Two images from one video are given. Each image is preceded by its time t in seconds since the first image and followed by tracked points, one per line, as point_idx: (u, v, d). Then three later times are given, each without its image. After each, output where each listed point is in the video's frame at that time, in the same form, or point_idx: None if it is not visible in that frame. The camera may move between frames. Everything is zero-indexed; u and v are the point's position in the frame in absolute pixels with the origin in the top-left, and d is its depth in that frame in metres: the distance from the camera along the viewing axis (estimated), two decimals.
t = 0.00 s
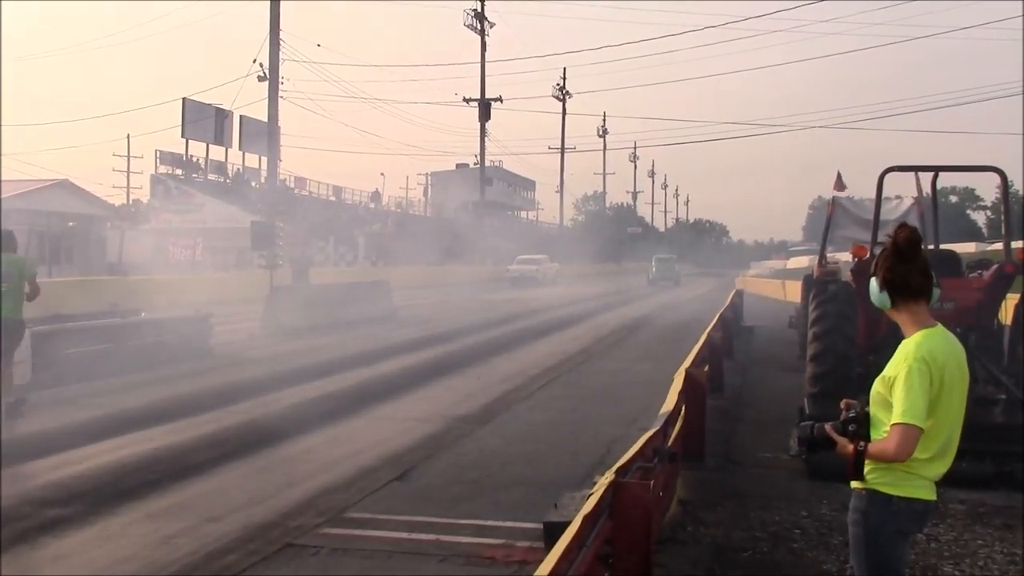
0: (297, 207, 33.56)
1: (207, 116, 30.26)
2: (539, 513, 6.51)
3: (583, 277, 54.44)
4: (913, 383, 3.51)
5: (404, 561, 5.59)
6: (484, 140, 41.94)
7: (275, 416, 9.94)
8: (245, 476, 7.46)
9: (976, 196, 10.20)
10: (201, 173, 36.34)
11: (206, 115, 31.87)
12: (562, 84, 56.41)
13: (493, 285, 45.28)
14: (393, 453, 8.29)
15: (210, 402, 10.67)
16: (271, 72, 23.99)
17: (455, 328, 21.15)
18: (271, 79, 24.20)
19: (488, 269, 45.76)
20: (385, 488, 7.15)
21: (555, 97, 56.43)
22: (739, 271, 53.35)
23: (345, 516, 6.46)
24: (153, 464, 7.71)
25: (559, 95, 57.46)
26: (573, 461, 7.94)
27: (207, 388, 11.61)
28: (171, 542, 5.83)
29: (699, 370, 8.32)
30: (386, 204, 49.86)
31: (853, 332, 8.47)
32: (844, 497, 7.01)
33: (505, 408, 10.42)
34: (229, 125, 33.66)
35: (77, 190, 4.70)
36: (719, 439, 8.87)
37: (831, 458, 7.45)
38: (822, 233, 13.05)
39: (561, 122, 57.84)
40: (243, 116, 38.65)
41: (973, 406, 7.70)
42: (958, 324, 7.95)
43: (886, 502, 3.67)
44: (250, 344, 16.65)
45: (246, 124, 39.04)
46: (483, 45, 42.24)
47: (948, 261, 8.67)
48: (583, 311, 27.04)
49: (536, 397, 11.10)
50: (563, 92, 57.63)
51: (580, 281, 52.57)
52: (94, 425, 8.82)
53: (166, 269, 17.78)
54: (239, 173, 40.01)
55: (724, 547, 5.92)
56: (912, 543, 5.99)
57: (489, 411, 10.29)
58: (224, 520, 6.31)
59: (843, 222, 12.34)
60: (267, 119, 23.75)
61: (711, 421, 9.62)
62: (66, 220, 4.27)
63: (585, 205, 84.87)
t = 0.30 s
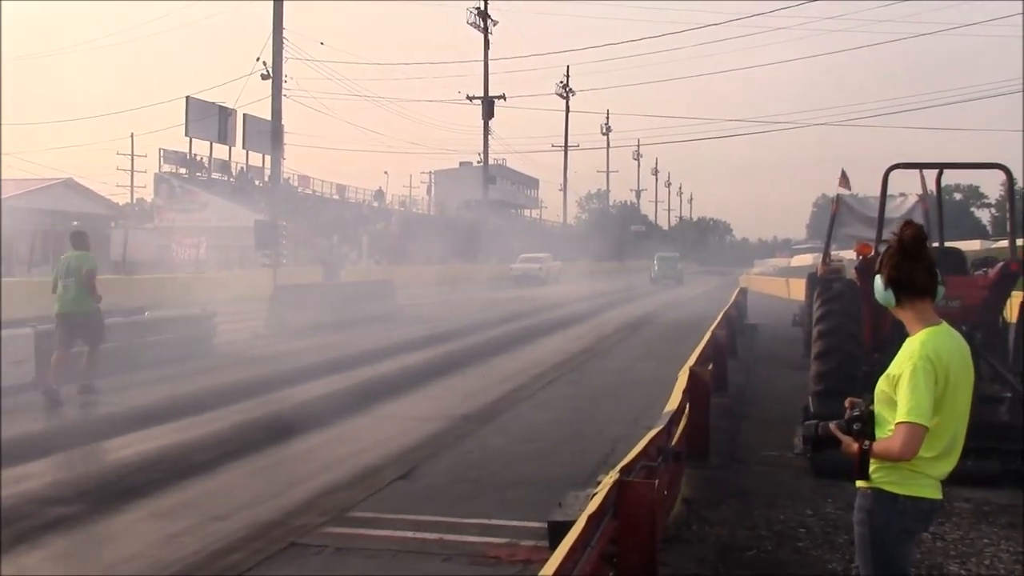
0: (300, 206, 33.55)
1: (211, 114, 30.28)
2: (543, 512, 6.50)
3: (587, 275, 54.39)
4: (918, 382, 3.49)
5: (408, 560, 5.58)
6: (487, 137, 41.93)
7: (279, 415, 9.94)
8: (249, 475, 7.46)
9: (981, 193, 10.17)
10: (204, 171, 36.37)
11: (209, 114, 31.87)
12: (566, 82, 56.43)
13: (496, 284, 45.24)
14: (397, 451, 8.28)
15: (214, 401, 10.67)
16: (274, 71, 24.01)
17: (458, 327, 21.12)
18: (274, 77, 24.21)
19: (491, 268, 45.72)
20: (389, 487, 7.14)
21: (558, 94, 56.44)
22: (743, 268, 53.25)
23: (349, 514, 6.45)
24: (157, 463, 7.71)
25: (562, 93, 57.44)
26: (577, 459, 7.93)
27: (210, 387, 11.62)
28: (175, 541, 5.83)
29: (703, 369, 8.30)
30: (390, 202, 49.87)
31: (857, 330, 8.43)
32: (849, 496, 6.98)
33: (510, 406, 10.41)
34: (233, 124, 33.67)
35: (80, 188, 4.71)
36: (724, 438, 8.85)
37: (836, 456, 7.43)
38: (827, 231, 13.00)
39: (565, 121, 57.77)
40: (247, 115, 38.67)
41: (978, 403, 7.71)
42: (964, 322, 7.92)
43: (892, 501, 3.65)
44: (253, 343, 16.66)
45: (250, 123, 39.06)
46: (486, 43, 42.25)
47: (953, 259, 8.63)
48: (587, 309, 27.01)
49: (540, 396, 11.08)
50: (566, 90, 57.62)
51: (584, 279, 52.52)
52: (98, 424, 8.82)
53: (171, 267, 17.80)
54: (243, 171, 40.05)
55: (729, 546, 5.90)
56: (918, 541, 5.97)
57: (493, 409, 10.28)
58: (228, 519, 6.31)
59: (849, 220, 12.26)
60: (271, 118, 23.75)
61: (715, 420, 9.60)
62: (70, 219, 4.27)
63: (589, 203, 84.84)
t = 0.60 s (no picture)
0: (307, 205, 33.57)
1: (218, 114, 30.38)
2: (553, 510, 6.50)
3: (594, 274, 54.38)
4: (928, 381, 3.49)
5: (419, 558, 5.59)
6: (493, 135, 41.93)
7: (288, 413, 9.97)
8: (259, 473, 7.48)
9: (989, 190, 10.12)
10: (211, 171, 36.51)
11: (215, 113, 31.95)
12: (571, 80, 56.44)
13: (503, 282, 45.23)
14: (406, 449, 8.30)
15: (222, 399, 10.71)
16: (280, 70, 24.05)
17: (466, 324, 21.11)
18: (280, 76, 24.26)
19: (498, 266, 45.70)
20: (398, 485, 7.16)
21: (564, 93, 56.46)
22: (750, 266, 53.12)
23: (358, 513, 6.47)
24: (168, 462, 7.74)
25: (568, 91, 57.44)
26: (585, 457, 7.94)
27: (219, 386, 11.65)
28: (186, 540, 5.85)
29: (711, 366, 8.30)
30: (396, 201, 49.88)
31: (866, 328, 8.42)
32: (858, 494, 6.98)
33: (518, 405, 10.42)
34: (240, 123, 33.75)
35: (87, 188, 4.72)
36: (732, 435, 8.85)
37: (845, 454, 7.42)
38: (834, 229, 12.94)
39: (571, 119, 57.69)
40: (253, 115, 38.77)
41: (988, 400, 7.69)
42: (972, 320, 7.91)
43: (903, 498, 3.64)
44: (261, 342, 16.71)
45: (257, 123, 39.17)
46: (492, 41, 42.27)
47: (962, 256, 8.61)
48: (594, 307, 27.00)
49: (547, 394, 11.08)
50: (572, 88, 57.61)
51: (590, 277, 52.51)
52: (107, 424, 8.87)
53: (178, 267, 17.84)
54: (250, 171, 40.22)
55: (739, 543, 5.91)
56: (927, 539, 5.97)
57: (502, 407, 10.29)
58: (239, 517, 6.33)
59: (856, 217, 12.23)
60: (277, 116, 23.78)
61: (723, 417, 9.59)
62: (77, 219, 4.28)
63: (595, 201, 84.79)
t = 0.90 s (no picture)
0: (318, 201, 33.64)
1: (228, 111, 30.47)
2: (566, 507, 6.51)
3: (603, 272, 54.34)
4: (947, 380, 3.47)
5: (433, 553, 5.60)
6: (503, 132, 41.93)
7: (299, 409, 10.00)
8: (272, 468, 7.51)
9: (1000, 188, 10.06)
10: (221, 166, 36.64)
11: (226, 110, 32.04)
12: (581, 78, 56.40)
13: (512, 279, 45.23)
14: (418, 446, 8.31)
15: (234, 395, 10.75)
16: (291, 66, 24.10)
17: (477, 321, 21.12)
18: (291, 72, 24.32)
19: (507, 263, 45.71)
20: (411, 481, 7.17)
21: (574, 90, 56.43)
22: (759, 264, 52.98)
23: (371, 508, 6.48)
24: (182, 456, 7.77)
25: (578, 89, 57.39)
26: (597, 455, 7.94)
27: (231, 381, 11.69)
28: (201, 534, 5.87)
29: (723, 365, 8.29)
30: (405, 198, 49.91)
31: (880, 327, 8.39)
32: (872, 493, 6.96)
33: (529, 402, 10.43)
34: (250, 120, 33.85)
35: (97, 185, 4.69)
36: (745, 434, 8.83)
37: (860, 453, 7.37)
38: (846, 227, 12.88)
39: (580, 116, 57.59)
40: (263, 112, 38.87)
41: (1002, 400, 7.65)
42: (987, 319, 7.88)
43: (921, 496, 3.60)
44: (272, 338, 16.77)
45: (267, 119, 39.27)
46: (502, 38, 42.29)
47: (976, 256, 8.57)
48: (604, 305, 26.99)
49: (559, 392, 11.09)
50: (582, 86, 57.55)
51: (599, 275, 52.49)
52: (120, 420, 8.92)
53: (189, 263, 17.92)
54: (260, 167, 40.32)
55: (753, 542, 5.90)
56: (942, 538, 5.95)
57: (513, 405, 10.30)
58: (254, 512, 6.35)
59: (868, 217, 12.15)
60: (287, 113, 23.83)
61: (735, 416, 9.58)
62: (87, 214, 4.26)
63: (604, 199, 84.68)
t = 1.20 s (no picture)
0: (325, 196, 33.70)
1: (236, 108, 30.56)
2: (586, 500, 6.53)
3: (610, 265, 54.32)
4: (977, 370, 3.43)
5: (456, 546, 5.63)
6: (510, 126, 41.90)
7: (316, 404, 10.04)
8: (291, 463, 7.54)
9: (1009, 179, 10.00)
10: (229, 163, 36.73)
11: (233, 106, 32.12)
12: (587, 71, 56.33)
13: (520, 273, 45.24)
14: (436, 440, 8.34)
15: (249, 390, 10.80)
16: (298, 62, 24.15)
17: (488, 315, 21.17)
18: (299, 68, 24.37)
19: (515, 257, 45.77)
20: (430, 475, 7.19)
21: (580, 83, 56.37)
22: (767, 256, 52.87)
23: (392, 502, 6.51)
24: (201, 451, 7.81)
25: (584, 82, 57.30)
26: (615, 447, 7.95)
27: (245, 376, 11.75)
28: (224, 528, 5.90)
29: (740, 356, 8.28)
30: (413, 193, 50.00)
31: (896, 318, 8.32)
32: (891, 484, 6.94)
33: (544, 395, 10.45)
34: (257, 116, 33.93)
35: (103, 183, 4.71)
36: (761, 426, 8.83)
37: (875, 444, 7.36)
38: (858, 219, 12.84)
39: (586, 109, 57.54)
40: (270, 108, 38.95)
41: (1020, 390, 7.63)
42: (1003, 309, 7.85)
43: (951, 486, 3.56)
44: (284, 333, 16.85)
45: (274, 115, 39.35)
46: (508, 32, 42.26)
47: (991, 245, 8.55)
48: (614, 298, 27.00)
49: (573, 385, 11.11)
50: (589, 79, 57.44)
51: (607, 268, 52.47)
52: (137, 416, 8.98)
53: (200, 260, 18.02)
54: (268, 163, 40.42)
55: (774, 533, 5.91)
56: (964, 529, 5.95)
57: (529, 398, 10.32)
58: (275, 506, 6.38)
59: (880, 208, 12.10)
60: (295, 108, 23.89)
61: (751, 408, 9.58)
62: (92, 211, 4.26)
63: (611, 192, 84.62)
